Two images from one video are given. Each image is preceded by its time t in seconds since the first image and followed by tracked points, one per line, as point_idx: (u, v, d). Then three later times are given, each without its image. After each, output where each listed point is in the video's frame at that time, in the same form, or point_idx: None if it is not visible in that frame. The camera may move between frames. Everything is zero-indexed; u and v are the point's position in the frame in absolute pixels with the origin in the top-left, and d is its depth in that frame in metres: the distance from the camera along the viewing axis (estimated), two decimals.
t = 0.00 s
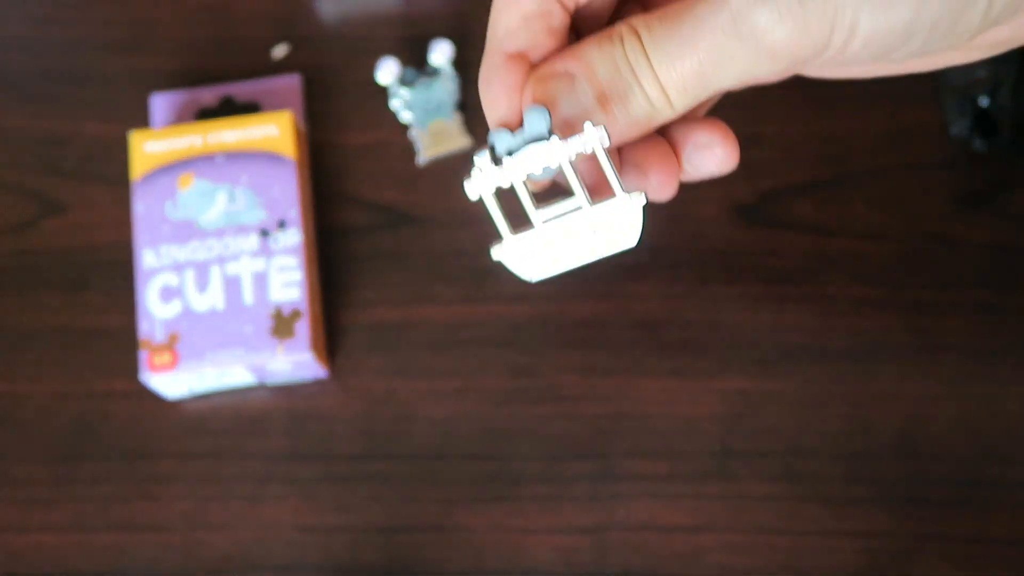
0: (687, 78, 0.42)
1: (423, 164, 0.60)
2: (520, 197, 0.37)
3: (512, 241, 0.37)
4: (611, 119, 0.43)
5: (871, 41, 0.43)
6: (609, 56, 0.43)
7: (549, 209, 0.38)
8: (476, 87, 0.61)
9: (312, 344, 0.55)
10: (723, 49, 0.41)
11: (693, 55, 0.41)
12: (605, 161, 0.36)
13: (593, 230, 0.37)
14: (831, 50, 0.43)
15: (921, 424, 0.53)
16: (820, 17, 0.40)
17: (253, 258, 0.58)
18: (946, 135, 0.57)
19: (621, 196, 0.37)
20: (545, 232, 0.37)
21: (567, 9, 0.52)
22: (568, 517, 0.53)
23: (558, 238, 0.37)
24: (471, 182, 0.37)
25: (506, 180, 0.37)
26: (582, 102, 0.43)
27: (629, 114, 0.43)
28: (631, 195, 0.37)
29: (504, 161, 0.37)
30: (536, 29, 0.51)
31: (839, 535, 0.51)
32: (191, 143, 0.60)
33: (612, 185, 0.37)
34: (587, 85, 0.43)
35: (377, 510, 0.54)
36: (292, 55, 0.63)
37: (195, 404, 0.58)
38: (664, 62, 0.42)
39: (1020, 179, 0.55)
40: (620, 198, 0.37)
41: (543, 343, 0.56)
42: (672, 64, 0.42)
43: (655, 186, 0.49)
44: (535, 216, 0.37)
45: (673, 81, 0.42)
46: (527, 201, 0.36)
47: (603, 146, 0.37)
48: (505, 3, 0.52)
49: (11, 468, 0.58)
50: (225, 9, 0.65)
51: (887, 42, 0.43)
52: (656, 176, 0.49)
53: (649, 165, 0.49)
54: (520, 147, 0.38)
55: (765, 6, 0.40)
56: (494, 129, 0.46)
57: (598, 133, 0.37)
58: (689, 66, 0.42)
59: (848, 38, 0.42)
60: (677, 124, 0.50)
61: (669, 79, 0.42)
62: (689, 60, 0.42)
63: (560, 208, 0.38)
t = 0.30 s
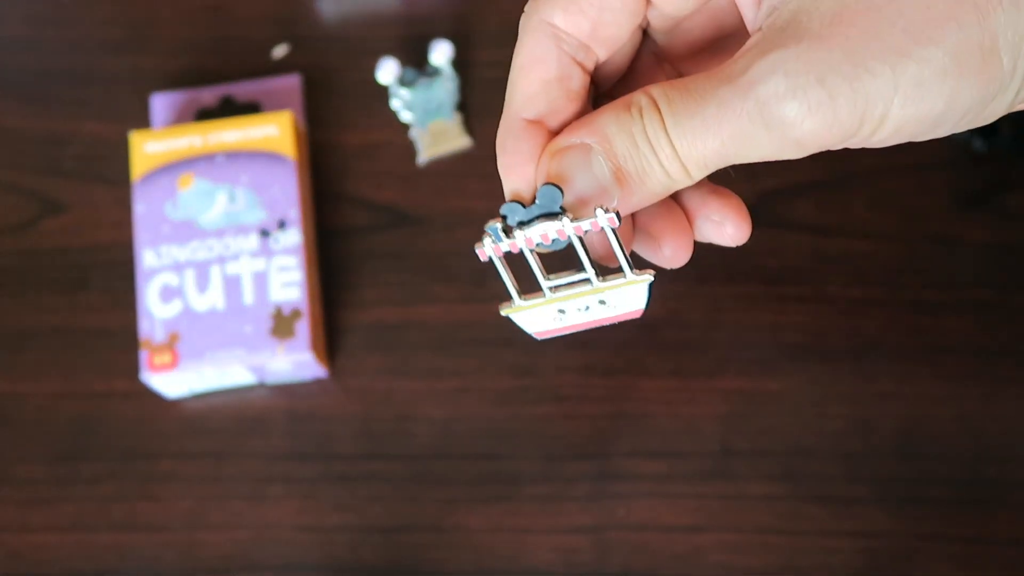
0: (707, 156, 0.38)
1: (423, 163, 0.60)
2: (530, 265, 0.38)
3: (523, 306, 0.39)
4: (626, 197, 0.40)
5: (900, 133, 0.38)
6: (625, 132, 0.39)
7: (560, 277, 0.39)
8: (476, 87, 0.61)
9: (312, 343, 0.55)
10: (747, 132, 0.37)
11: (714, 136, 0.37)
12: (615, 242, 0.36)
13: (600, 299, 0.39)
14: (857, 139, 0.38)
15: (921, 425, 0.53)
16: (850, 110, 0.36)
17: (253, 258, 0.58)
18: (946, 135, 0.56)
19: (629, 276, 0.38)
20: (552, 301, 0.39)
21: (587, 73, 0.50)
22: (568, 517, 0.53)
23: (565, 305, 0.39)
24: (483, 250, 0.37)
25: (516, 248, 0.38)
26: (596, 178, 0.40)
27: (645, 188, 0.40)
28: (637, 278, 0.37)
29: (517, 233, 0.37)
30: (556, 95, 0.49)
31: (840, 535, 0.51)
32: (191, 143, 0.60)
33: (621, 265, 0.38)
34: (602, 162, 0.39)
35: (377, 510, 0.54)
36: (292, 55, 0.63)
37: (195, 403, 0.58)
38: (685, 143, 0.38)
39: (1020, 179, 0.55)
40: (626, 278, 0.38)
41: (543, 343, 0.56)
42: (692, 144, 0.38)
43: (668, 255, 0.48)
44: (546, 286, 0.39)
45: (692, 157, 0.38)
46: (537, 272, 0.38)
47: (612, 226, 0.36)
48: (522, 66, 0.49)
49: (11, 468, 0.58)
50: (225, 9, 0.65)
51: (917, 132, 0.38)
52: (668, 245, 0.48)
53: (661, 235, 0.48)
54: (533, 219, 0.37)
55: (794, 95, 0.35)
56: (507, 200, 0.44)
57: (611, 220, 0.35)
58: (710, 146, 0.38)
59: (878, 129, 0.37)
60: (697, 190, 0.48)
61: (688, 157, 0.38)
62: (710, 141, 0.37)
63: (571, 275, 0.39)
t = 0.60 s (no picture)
0: (717, 140, 0.36)
1: (423, 163, 0.60)
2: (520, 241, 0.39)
3: (513, 282, 0.40)
4: (626, 176, 0.39)
5: (925, 125, 0.35)
6: (634, 112, 0.38)
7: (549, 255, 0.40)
8: (476, 87, 0.61)
9: (312, 344, 0.55)
10: (760, 115, 0.35)
11: (723, 119, 0.35)
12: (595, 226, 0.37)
13: (586, 285, 0.40)
14: (880, 130, 0.36)
15: (921, 424, 0.53)
16: (873, 97, 0.33)
17: (253, 258, 0.58)
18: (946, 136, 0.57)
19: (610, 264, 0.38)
20: (539, 281, 0.40)
21: (613, 55, 0.49)
22: (568, 517, 0.53)
23: (553, 286, 0.40)
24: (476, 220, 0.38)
25: (506, 221, 0.38)
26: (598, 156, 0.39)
27: (649, 172, 0.39)
28: (617, 267, 0.38)
29: (506, 206, 0.37)
30: (574, 71, 0.48)
31: (840, 535, 0.51)
32: (191, 143, 0.60)
33: (602, 252, 0.38)
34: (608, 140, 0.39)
35: (377, 510, 0.54)
36: (291, 55, 0.63)
37: (195, 403, 0.58)
38: (694, 125, 0.36)
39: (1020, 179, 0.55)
40: (607, 267, 0.38)
41: (543, 343, 0.56)
42: (701, 126, 0.36)
43: (688, 250, 0.46)
44: (535, 265, 0.39)
45: (700, 140, 0.37)
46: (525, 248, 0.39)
47: (590, 210, 0.36)
48: (549, 40, 0.50)
49: (11, 468, 0.58)
50: (225, 9, 0.65)
51: (943, 126, 0.36)
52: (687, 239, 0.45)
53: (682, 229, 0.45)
54: (522, 193, 0.37)
55: (815, 75, 0.33)
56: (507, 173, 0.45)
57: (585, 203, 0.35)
58: (721, 129, 0.36)
59: (901, 120, 0.35)
60: (730, 194, 0.47)
61: (697, 140, 0.37)
62: (721, 124, 0.36)
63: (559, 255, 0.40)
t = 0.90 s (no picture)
0: (745, 130, 0.35)
1: (423, 163, 0.60)
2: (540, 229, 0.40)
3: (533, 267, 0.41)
4: (651, 168, 0.38)
5: (955, 120, 0.34)
6: (661, 103, 0.37)
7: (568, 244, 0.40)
8: (476, 86, 0.61)
9: (312, 344, 0.55)
10: (791, 101, 0.34)
11: (752, 106, 0.34)
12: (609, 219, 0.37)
13: (600, 277, 0.40)
14: (909, 123, 0.34)
15: (922, 424, 0.53)
16: (906, 83, 0.32)
17: (253, 258, 0.58)
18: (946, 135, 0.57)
19: (622, 257, 0.39)
20: (556, 268, 0.40)
21: (653, 49, 0.48)
22: (568, 517, 0.53)
23: (570, 275, 0.41)
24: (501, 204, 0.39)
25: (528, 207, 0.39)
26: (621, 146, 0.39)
27: (671, 167, 0.38)
28: (629, 260, 0.38)
29: (529, 193, 0.38)
30: (613, 64, 0.48)
31: (840, 535, 0.51)
32: (191, 143, 0.60)
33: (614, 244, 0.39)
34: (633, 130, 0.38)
35: (377, 510, 0.54)
36: (291, 55, 0.63)
37: (195, 403, 0.58)
38: (722, 113, 0.35)
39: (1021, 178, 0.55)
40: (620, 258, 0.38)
41: (542, 343, 0.56)
42: (728, 114, 0.35)
43: (710, 252, 0.44)
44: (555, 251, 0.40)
45: (727, 131, 0.36)
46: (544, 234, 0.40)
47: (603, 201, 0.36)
48: (590, 33, 0.49)
49: (11, 468, 0.58)
50: (225, 9, 0.65)
51: (974, 122, 0.35)
52: (709, 242, 0.44)
53: (705, 232, 0.44)
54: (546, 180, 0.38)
55: (848, 58, 0.32)
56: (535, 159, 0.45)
57: (601, 194, 0.36)
58: (751, 117, 0.35)
59: (933, 113, 0.33)
60: (761, 203, 0.45)
61: (724, 132, 0.36)
62: (748, 112, 0.35)
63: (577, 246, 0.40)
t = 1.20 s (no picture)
0: (754, 112, 0.36)
1: (423, 163, 0.60)
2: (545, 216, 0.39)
3: (535, 256, 0.40)
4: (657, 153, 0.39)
5: (957, 100, 0.35)
6: (667, 88, 0.38)
7: (572, 230, 0.39)
8: (476, 87, 0.61)
9: (312, 344, 0.55)
10: (799, 82, 0.34)
11: (759, 87, 0.35)
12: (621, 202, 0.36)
13: (606, 262, 0.39)
14: (912, 103, 0.36)
15: (921, 424, 0.53)
16: (911, 65, 0.33)
17: (253, 258, 0.58)
18: (946, 135, 0.57)
19: (631, 240, 0.38)
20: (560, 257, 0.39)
21: (654, 34, 0.48)
22: (569, 517, 0.53)
23: (574, 262, 0.40)
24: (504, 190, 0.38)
25: (534, 193, 0.37)
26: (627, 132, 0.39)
27: (677, 151, 0.39)
28: (639, 243, 0.37)
29: (536, 178, 0.37)
30: (615, 49, 0.48)
31: (840, 535, 0.51)
32: (191, 143, 0.60)
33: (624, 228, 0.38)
34: (641, 115, 0.39)
35: (377, 510, 0.54)
36: (291, 55, 0.63)
37: (195, 403, 0.58)
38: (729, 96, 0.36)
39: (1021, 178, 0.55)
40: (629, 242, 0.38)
41: (542, 343, 0.56)
42: (739, 97, 0.36)
43: (722, 215, 0.45)
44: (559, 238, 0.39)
45: (736, 111, 0.36)
46: (551, 220, 0.39)
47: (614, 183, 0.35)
48: (593, 17, 0.49)
49: (11, 468, 0.58)
50: (225, 9, 0.65)
51: (975, 101, 0.36)
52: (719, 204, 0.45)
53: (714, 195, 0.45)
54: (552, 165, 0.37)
55: (854, 40, 0.33)
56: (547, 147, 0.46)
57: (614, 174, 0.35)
58: (757, 98, 0.35)
59: (935, 92, 0.34)
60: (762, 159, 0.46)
61: (731, 115, 0.36)
62: (759, 94, 0.36)
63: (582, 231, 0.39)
